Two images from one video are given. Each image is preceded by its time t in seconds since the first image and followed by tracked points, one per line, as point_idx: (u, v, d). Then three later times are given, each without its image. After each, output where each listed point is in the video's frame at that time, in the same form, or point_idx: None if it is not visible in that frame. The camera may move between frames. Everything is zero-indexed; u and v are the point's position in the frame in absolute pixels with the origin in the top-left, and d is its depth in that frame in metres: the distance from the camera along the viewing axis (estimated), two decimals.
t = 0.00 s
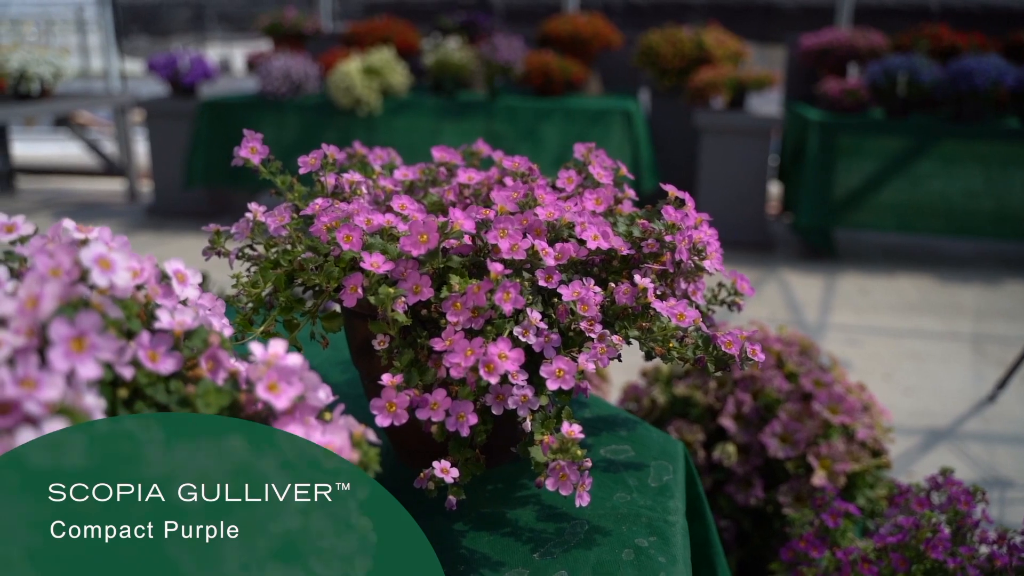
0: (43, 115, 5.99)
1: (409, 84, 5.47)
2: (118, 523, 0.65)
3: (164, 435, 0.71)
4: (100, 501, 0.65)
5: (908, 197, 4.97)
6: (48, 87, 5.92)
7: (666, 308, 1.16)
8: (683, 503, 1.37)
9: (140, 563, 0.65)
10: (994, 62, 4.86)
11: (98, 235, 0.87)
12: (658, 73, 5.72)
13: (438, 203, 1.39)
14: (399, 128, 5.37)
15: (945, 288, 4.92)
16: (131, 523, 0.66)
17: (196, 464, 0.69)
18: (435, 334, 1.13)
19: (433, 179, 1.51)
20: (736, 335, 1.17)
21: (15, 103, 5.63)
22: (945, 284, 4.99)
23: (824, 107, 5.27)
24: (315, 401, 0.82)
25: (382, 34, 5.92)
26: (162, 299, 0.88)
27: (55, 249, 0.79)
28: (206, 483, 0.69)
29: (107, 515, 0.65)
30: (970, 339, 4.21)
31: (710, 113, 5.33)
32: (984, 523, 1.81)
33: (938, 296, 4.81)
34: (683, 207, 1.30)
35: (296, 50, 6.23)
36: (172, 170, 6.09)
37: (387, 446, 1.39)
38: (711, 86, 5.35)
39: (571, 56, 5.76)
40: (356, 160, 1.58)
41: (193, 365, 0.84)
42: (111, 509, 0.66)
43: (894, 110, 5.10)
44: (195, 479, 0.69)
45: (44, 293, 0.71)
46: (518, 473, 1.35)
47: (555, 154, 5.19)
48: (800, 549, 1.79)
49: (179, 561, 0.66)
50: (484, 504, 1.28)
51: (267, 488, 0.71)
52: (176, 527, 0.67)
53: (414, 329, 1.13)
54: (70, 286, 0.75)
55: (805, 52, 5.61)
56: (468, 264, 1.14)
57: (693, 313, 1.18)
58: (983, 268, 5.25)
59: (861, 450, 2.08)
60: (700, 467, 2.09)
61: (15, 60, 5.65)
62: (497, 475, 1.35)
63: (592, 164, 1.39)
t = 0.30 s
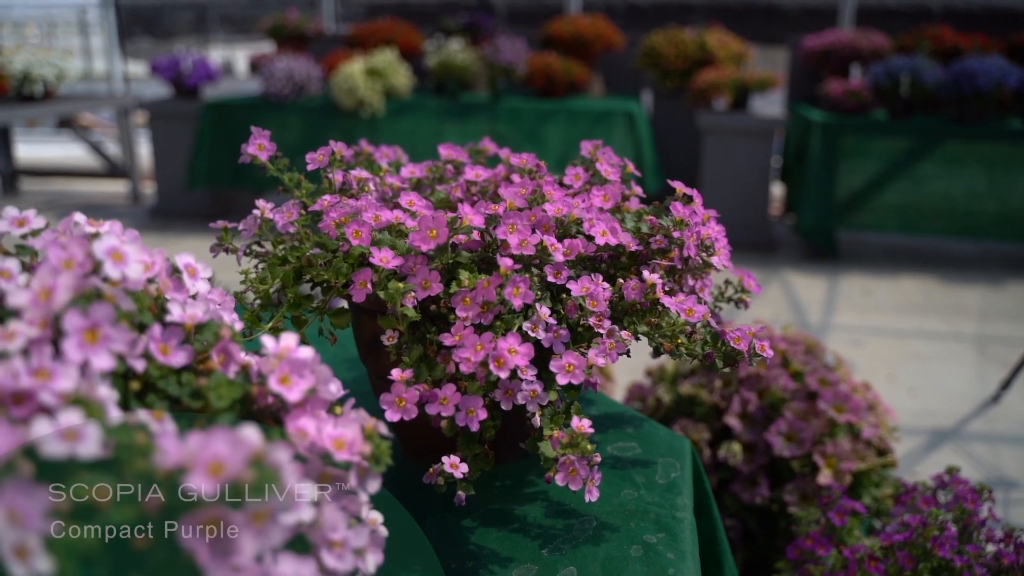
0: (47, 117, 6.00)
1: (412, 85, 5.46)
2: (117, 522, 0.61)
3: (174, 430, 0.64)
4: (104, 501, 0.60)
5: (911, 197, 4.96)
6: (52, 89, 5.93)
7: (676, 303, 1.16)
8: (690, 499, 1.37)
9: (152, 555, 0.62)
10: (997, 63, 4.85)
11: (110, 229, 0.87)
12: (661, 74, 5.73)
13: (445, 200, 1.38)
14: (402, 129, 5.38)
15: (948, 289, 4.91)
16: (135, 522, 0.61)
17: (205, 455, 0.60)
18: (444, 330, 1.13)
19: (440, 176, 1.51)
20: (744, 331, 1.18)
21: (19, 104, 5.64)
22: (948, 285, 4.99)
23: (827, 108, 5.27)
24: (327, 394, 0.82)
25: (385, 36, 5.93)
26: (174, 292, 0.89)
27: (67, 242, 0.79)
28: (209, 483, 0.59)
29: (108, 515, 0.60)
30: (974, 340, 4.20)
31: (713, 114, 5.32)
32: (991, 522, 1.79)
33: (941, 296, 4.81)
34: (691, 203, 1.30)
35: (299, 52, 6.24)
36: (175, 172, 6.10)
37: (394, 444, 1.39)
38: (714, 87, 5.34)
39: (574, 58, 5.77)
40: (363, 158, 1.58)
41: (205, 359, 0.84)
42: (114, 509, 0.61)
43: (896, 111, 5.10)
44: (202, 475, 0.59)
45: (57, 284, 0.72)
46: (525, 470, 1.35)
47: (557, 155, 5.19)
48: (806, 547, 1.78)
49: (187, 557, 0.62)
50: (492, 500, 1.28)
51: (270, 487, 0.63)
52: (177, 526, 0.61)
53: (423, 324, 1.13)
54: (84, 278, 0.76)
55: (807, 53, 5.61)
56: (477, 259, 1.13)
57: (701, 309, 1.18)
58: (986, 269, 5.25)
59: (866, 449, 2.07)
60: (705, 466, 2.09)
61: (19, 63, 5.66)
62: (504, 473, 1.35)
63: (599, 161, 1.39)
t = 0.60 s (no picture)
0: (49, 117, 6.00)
1: (414, 86, 5.46)
2: (132, 511, 0.60)
3: (192, 422, 0.65)
4: (118, 488, 0.60)
5: (914, 197, 4.96)
6: (54, 90, 5.93)
7: (684, 297, 1.16)
8: (697, 494, 1.37)
9: (168, 541, 0.61)
10: (1000, 63, 4.85)
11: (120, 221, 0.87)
12: (663, 74, 5.73)
13: (452, 195, 1.39)
14: (404, 129, 5.38)
15: (950, 289, 4.91)
16: (150, 511, 0.60)
17: (221, 442, 0.60)
18: (452, 324, 1.13)
19: (446, 172, 1.52)
20: (752, 324, 1.18)
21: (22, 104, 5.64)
22: (950, 285, 4.99)
23: (829, 108, 5.27)
24: (338, 385, 0.82)
25: (387, 36, 5.93)
26: (185, 284, 0.89)
27: (80, 232, 0.79)
28: (224, 470, 0.59)
29: (123, 503, 0.60)
30: (976, 339, 4.20)
31: (716, 114, 5.32)
32: (997, 519, 1.78)
33: (943, 296, 4.81)
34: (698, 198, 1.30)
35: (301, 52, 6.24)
36: (177, 172, 6.11)
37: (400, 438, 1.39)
38: (716, 87, 5.34)
39: (576, 58, 5.76)
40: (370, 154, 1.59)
41: (216, 349, 0.84)
42: (128, 497, 0.60)
43: (899, 111, 5.10)
44: (217, 462, 0.59)
45: (71, 273, 0.72)
46: (532, 466, 1.35)
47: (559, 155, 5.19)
48: (812, 543, 1.78)
49: (203, 544, 0.61)
50: (499, 495, 1.28)
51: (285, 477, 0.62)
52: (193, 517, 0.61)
53: (432, 318, 1.13)
54: (96, 268, 0.76)
55: (810, 53, 5.61)
56: (486, 253, 1.14)
57: (710, 303, 1.18)
58: (988, 268, 5.25)
59: (871, 446, 2.07)
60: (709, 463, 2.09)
61: (22, 63, 5.66)
62: (512, 468, 1.35)
63: (606, 156, 1.39)
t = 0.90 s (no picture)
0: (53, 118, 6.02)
1: (417, 86, 5.45)
2: (150, 496, 0.60)
3: (207, 410, 0.65)
4: (137, 474, 0.60)
5: (917, 197, 4.96)
6: (58, 90, 5.94)
7: (693, 290, 1.16)
8: (706, 488, 1.37)
9: (185, 527, 0.61)
10: (1004, 62, 4.83)
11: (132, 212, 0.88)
12: (666, 74, 5.73)
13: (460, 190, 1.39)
14: (407, 129, 5.38)
15: (954, 288, 4.91)
16: (168, 496, 0.61)
17: (238, 428, 0.60)
18: (461, 317, 1.13)
19: (453, 168, 1.52)
20: (761, 317, 1.18)
21: (26, 105, 5.65)
22: (954, 284, 4.98)
23: (833, 107, 5.26)
24: (350, 374, 0.82)
25: (390, 35, 5.92)
26: (197, 274, 0.89)
27: (94, 223, 0.80)
28: (242, 454, 0.59)
29: (141, 489, 0.60)
30: (981, 339, 4.19)
31: (719, 113, 5.32)
32: (1005, 514, 1.77)
33: (947, 295, 4.80)
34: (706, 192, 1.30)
35: (304, 52, 6.25)
36: (181, 172, 6.12)
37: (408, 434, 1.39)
38: (719, 86, 5.34)
39: (579, 57, 5.76)
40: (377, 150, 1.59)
41: (229, 339, 0.85)
42: (146, 483, 0.60)
43: (902, 109, 5.09)
44: (234, 447, 0.59)
45: (86, 262, 0.72)
46: (540, 461, 1.35)
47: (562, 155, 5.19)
48: (819, 539, 1.78)
49: (221, 530, 0.61)
50: (507, 489, 1.28)
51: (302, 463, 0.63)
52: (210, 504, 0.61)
53: (441, 311, 1.13)
54: (110, 257, 0.76)
55: (813, 52, 5.61)
56: (495, 246, 1.14)
57: (719, 295, 1.19)
58: (992, 268, 5.24)
59: (877, 442, 2.07)
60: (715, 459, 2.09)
61: (26, 64, 5.67)
62: (519, 463, 1.35)
63: (614, 151, 1.39)
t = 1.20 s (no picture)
0: (60, 119, 6.03)
1: (422, 86, 5.46)
2: (172, 483, 0.61)
3: (227, 398, 0.66)
4: (157, 461, 0.61)
5: (923, 197, 4.95)
6: (64, 91, 5.96)
7: (705, 284, 1.16)
8: (715, 484, 1.37)
9: (205, 514, 0.61)
10: (1009, 61, 4.82)
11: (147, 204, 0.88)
12: (671, 74, 5.73)
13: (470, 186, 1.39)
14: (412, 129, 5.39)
15: (960, 288, 4.90)
16: (189, 483, 0.61)
17: (258, 416, 0.61)
18: (473, 312, 1.13)
19: (463, 164, 1.52)
20: (772, 312, 1.18)
21: (33, 106, 5.67)
22: (960, 284, 4.97)
23: (838, 107, 5.26)
24: (365, 366, 0.82)
25: (395, 36, 5.92)
26: (212, 267, 0.90)
27: (111, 215, 0.80)
28: (263, 441, 0.59)
29: (162, 475, 0.61)
30: (987, 338, 4.19)
31: (724, 113, 5.31)
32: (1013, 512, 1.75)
33: (953, 296, 4.79)
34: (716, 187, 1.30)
35: (309, 52, 6.26)
36: (186, 173, 6.14)
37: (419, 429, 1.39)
38: (724, 86, 5.34)
39: (584, 57, 5.76)
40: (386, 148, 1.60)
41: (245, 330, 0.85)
42: (167, 469, 0.61)
43: (908, 109, 5.08)
44: (255, 434, 0.59)
45: (105, 253, 0.73)
46: (550, 456, 1.36)
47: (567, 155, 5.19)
48: (828, 535, 1.78)
49: (241, 517, 0.61)
50: (518, 484, 1.28)
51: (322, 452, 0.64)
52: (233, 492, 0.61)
53: (453, 306, 1.14)
54: (128, 248, 0.77)
55: (818, 52, 5.61)
56: (507, 241, 1.14)
57: (731, 290, 1.18)
58: (998, 268, 5.22)
59: (885, 440, 2.07)
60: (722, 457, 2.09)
61: (33, 64, 5.69)
62: (530, 458, 1.35)
63: (624, 147, 1.39)
